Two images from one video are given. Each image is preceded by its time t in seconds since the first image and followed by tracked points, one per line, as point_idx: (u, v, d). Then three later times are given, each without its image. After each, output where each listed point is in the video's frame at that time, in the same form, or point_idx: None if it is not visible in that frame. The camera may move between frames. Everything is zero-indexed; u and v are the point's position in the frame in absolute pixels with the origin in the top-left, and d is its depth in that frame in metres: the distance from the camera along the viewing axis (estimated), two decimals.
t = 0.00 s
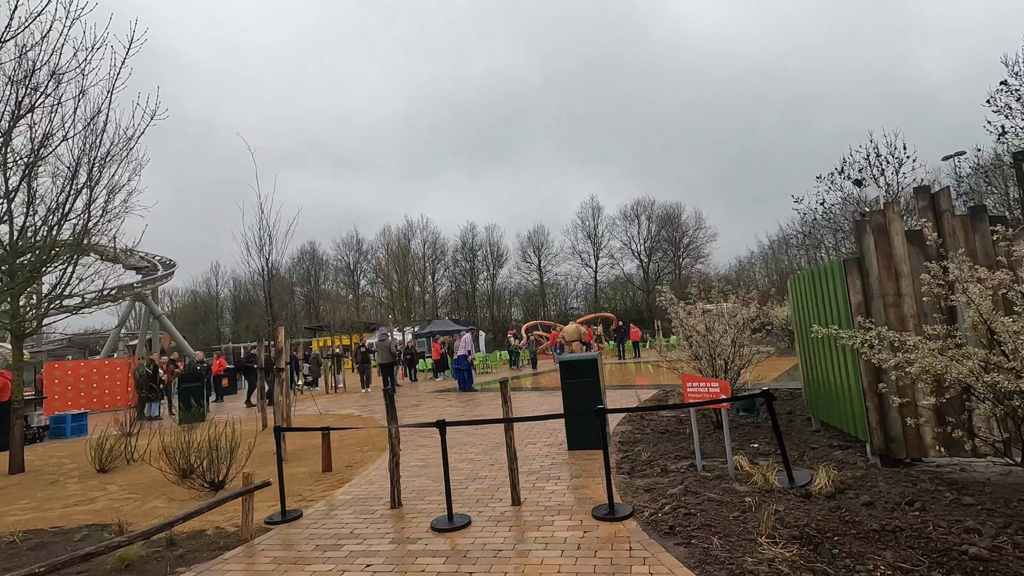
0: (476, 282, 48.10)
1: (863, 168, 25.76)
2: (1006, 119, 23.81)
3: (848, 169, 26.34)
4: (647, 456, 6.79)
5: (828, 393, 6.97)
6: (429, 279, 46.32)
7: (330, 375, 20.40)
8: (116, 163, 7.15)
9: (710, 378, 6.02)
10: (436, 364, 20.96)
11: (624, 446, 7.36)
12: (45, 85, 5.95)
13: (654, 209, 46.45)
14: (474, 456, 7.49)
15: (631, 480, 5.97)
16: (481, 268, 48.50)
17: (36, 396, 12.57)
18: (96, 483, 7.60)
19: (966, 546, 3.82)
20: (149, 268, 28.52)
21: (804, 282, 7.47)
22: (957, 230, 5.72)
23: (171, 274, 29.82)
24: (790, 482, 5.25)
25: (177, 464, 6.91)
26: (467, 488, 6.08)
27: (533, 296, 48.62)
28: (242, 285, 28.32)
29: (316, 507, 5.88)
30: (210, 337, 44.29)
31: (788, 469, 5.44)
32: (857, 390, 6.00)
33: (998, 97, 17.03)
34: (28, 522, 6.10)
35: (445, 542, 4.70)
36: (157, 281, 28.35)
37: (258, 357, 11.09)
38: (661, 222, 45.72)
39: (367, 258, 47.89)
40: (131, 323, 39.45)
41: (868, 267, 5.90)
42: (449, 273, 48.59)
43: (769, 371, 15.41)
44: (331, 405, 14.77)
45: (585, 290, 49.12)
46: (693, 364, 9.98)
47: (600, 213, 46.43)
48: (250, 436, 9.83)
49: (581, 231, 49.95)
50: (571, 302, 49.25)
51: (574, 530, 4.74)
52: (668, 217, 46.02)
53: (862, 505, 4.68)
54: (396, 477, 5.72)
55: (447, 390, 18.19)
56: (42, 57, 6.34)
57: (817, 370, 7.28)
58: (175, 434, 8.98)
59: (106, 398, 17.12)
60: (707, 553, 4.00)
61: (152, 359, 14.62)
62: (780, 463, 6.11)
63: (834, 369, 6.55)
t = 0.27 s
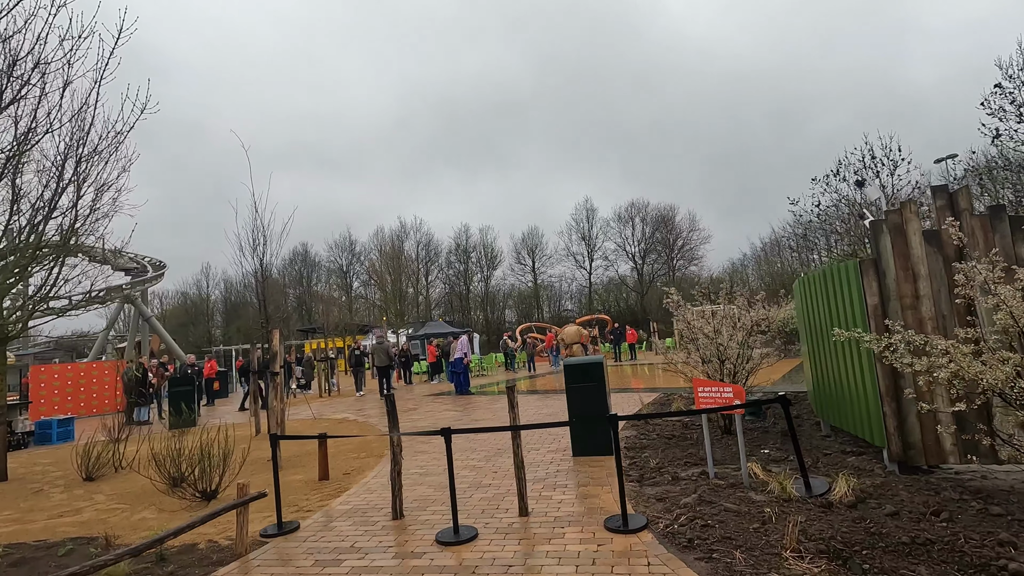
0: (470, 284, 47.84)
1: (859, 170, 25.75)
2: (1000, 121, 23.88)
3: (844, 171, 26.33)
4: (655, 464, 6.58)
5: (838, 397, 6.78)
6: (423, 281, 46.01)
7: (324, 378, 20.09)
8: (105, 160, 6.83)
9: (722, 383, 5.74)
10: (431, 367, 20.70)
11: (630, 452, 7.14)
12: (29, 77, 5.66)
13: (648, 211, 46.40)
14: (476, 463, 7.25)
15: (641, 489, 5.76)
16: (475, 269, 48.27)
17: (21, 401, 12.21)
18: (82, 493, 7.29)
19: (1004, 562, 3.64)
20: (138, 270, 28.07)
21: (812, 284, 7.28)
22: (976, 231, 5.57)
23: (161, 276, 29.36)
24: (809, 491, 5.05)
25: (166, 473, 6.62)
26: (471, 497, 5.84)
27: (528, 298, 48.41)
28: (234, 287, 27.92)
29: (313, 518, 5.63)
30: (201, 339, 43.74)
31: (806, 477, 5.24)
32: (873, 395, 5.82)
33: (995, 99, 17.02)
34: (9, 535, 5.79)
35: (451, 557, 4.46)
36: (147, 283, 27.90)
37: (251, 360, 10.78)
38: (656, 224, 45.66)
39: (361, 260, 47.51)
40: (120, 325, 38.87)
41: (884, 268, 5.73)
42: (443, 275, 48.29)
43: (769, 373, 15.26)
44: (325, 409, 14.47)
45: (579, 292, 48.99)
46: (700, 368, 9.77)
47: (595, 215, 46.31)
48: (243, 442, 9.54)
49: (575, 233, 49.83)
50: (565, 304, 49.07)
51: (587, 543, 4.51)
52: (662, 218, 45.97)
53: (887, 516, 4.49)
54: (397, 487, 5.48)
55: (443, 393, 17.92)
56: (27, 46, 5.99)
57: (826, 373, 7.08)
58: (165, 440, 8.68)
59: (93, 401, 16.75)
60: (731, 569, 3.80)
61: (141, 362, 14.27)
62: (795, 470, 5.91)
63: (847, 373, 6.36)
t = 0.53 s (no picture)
0: (464, 286, 47.65)
1: (853, 172, 25.81)
2: (993, 124, 24.02)
3: (838, 173, 26.38)
4: (661, 469, 6.42)
5: (846, 401, 6.64)
6: (417, 282, 45.76)
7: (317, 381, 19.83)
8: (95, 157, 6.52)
9: (733, 386, 5.59)
10: (426, 369, 20.50)
11: (635, 457, 6.98)
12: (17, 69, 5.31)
13: (642, 213, 46.39)
14: (477, 469, 7.07)
15: (649, 496, 5.60)
16: (468, 271, 48.07)
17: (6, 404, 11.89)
18: (68, 501, 7.04)
19: None
20: (127, 271, 27.65)
21: (817, 285, 7.14)
22: (991, 231, 5.46)
23: (150, 277, 28.93)
24: (822, 498, 4.91)
25: (156, 480, 6.38)
26: (473, 505, 5.66)
27: (522, 299, 48.24)
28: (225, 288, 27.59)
29: (310, 528, 5.42)
30: (191, 341, 43.23)
31: (818, 484, 5.10)
32: (885, 400, 5.68)
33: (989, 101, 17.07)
34: None
35: (456, 570, 4.28)
36: (136, 284, 27.49)
37: (243, 363, 10.51)
38: (650, 226, 45.64)
39: (354, 261, 47.17)
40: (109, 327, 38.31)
41: (896, 269, 5.61)
42: (437, 277, 48.04)
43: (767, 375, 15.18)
44: (319, 412, 14.23)
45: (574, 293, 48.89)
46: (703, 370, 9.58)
47: (589, 217, 46.24)
48: (235, 446, 9.30)
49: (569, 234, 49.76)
50: (559, 305, 48.96)
51: (597, 554, 4.34)
52: (656, 220, 45.97)
53: (906, 524, 4.36)
54: (398, 495, 5.28)
55: (438, 396, 17.71)
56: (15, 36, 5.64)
57: (833, 377, 6.94)
58: (155, 445, 8.43)
59: (81, 405, 16.41)
60: None
61: (130, 365, 13.97)
62: (806, 476, 5.77)
63: (857, 377, 6.22)
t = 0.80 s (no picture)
0: (458, 287, 47.45)
1: (848, 173, 25.88)
2: (986, 126, 24.13)
3: (833, 174, 26.40)
4: (664, 470, 6.27)
5: (852, 402, 6.51)
6: (411, 283, 45.50)
7: (310, 382, 19.57)
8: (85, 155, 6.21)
9: (739, 385, 5.44)
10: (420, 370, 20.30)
11: (637, 459, 6.82)
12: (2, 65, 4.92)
13: (637, 214, 46.34)
14: (476, 471, 6.89)
15: (653, 498, 5.45)
16: (463, 272, 47.87)
17: None
18: (52, 505, 6.79)
19: None
20: (116, 270, 27.22)
21: (822, 283, 7.00)
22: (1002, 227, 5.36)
23: (140, 276, 28.51)
24: (834, 500, 4.78)
25: (144, 482, 6.16)
26: (474, 508, 5.49)
27: (516, 301, 48.08)
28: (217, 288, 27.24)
29: (304, 533, 5.22)
30: (182, 342, 42.74)
31: (828, 485, 4.96)
32: (895, 401, 5.55)
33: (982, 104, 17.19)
34: None
35: None
36: (126, 284, 27.08)
37: (235, 364, 10.26)
38: (644, 227, 45.60)
39: (347, 262, 46.84)
40: (98, 328, 37.77)
41: (907, 266, 5.49)
42: (431, 277, 47.77)
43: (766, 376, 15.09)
44: (312, 414, 13.99)
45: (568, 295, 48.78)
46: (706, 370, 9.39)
47: (583, 218, 46.15)
48: (226, 448, 9.08)
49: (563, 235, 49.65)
50: (554, 307, 48.84)
51: (604, 559, 4.18)
52: (650, 222, 45.91)
53: (922, 527, 4.22)
54: (395, 499, 5.09)
55: (433, 397, 17.50)
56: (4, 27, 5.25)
57: (838, 377, 6.81)
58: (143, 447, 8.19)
59: (68, 406, 16.07)
60: None
61: (119, 365, 13.68)
62: (814, 478, 5.64)
63: (865, 377, 6.08)
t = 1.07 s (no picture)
0: (452, 289, 47.20)
1: (842, 175, 25.94)
2: (980, 129, 24.17)
3: (828, 176, 26.35)
4: (669, 477, 6.06)
5: (861, 405, 6.33)
6: (404, 285, 45.20)
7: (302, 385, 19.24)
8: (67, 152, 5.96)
9: (748, 390, 5.23)
10: (414, 373, 20.02)
11: (641, 466, 6.59)
12: None
13: (631, 216, 46.24)
14: (474, 478, 6.64)
15: (660, 507, 5.24)
16: (457, 274, 47.61)
17: None
18: (30, 515, 6.49)
19: None
20: (105, 271, 26.77)
21: (828, 284, 6.81)
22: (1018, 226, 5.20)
23: (129, 278, 28.06)
24: (850, 509, 4.58)
25: (127, 491, 5.88)
26: (473, 518, 5.25)
27: (510, 302, 47.85)
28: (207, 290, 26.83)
29: (295, 545, 4.97)
30: (172, 344, 42.20)
31: (843, 493, 4.76)
32: (908, 405, 5.37)
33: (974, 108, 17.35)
34: None
35: None
36: (114, 285, 26.63)
37: (225, 367, 9.97)
38: (638, 229, 45.48)
39: (340, 263, 46.44)
40: (86, 330, 37.20)
41: (920, 266, 5.31)
42: (425, 279, 47.42)
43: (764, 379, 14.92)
44: (303, 418, 13.69)
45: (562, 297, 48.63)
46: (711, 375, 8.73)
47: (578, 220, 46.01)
48: (215, 454, 8.78)
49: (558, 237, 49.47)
50: (548, 309, 48.62)
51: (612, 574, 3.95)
52: (645, 223, 45.80)
53: (944, 538, 4.03)
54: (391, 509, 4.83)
55: (427, 401, 17.23)
56: None
57: (846, 380, 6.63)
58: (127, 453, 7.89)
59: (53, 410, 15.67)
60: None
61: (105, 368, 13.33)
62: (826, 485, 5.44)
63: (875, 380, 5.90)
